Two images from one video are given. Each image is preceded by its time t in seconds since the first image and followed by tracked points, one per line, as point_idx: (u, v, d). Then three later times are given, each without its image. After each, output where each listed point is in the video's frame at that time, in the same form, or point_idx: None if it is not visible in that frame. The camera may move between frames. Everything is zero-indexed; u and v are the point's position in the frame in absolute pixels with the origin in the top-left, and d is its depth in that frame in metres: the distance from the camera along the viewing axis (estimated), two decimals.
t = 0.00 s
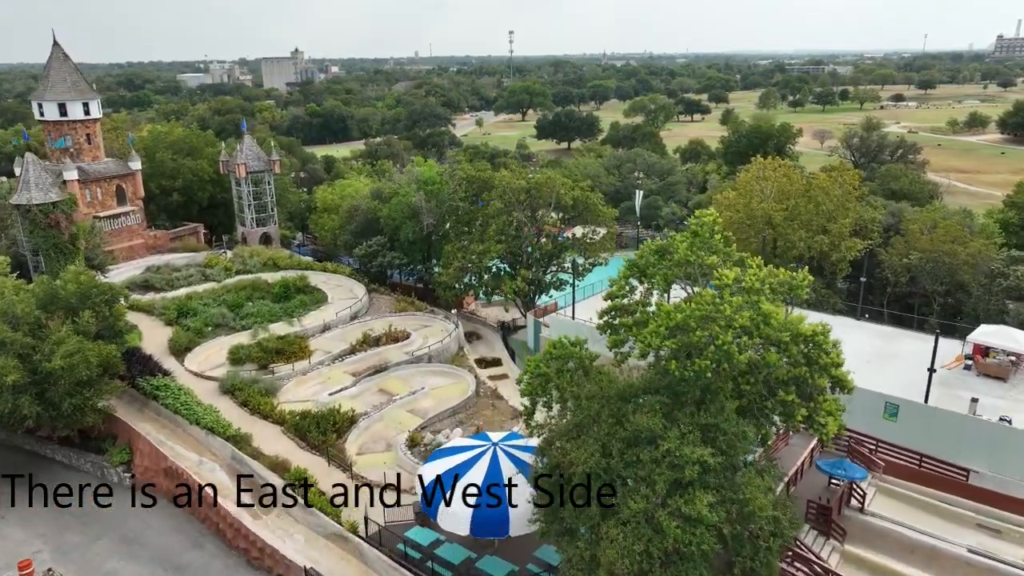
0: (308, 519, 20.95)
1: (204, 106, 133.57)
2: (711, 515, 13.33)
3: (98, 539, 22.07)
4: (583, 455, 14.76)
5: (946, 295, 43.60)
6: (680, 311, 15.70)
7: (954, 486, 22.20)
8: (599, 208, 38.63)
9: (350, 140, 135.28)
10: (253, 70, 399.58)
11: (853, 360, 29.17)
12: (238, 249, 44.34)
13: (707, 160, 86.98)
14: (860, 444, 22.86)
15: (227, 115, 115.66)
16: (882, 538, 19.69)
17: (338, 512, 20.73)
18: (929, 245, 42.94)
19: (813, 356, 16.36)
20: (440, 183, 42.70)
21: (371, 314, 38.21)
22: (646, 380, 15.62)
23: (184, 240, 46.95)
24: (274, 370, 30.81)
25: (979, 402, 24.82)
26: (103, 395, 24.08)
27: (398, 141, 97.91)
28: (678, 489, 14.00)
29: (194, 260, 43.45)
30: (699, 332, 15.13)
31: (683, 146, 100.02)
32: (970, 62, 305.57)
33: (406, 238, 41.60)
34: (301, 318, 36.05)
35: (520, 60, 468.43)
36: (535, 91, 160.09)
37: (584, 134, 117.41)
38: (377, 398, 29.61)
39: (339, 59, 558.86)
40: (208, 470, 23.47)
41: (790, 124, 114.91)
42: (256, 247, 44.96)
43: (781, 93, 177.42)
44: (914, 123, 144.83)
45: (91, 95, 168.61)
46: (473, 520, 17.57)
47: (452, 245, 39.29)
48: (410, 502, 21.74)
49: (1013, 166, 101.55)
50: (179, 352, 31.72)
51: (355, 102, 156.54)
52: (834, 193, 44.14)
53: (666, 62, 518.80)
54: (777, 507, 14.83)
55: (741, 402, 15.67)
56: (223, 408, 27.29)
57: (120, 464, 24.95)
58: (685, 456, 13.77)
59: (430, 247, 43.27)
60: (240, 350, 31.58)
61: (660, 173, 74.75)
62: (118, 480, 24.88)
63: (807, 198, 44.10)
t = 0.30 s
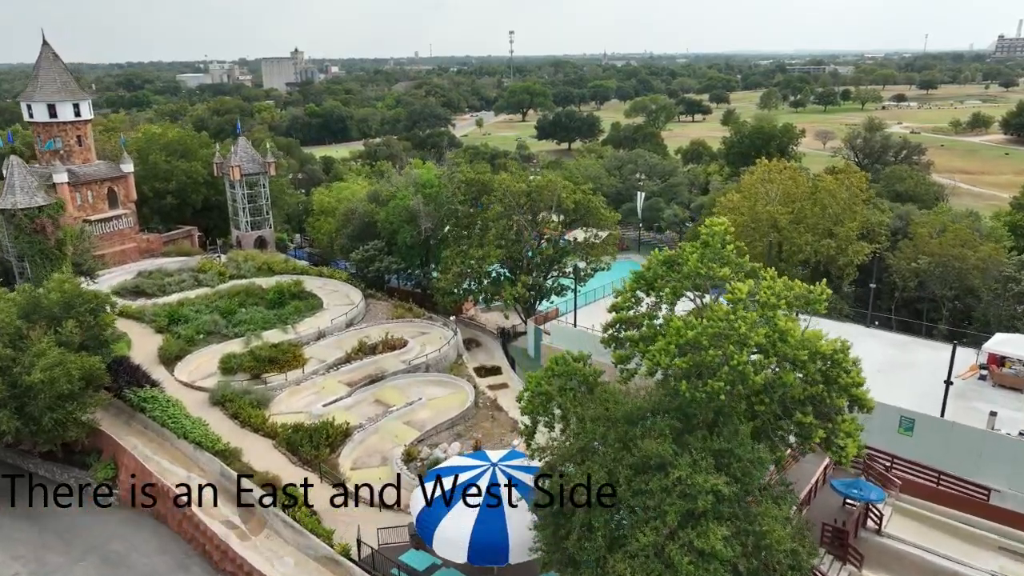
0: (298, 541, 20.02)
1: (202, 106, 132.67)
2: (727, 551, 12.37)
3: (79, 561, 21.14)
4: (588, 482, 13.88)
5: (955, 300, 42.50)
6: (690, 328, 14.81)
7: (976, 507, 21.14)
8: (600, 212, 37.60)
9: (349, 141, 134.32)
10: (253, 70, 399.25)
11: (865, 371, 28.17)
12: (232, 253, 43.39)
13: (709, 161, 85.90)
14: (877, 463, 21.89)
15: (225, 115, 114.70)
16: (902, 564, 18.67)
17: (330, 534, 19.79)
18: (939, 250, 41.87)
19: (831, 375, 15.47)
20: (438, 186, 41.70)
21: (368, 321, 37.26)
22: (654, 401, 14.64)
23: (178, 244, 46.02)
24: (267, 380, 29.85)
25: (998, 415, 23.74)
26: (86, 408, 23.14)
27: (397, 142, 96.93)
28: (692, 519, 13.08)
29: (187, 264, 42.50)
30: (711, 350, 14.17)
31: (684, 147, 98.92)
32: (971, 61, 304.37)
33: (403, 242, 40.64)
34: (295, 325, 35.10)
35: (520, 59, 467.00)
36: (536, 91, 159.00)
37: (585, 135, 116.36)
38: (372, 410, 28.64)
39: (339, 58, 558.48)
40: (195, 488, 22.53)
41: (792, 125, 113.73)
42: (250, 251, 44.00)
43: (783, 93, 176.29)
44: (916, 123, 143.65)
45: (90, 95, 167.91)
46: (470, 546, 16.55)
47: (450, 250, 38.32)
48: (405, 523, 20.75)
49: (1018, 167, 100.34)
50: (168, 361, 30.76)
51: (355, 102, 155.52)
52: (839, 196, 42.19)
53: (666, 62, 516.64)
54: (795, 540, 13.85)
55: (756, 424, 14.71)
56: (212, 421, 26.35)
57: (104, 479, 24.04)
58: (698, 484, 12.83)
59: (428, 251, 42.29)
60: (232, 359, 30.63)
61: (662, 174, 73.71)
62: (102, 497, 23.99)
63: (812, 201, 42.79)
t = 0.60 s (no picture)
0: (291, 563, 19.17)
1: (206, 106, 132.05)
2: None
3: None
4: (597, 515, 13.02)
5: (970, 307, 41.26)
6: (706, 346, 13.90)
7: (1004, 530, 19.77)
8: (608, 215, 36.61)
9: (353, 141, 133.54)
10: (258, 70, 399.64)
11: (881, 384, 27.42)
12: (230, 256, 42.57)
13: (716, 162, 84.80)
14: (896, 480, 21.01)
15: (229, 115, 114.05)
16: None
17: (324, 556, 18.92)
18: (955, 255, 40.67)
19: (856, 397, 14.53)
20: (441, 189, 40.79)
21: (368, 327, 36.36)
22: (666, 425, 13.67)
23: (177, 247, 45.27)
24: (264, 389, 29.00)
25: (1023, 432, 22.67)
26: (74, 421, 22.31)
27: (401, 142, 96.05)
28: (709, 554, 12.12)
29: (185, 267, 41.70)
30: (728, 372, 13.21)
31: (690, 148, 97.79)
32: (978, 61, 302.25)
33: (405, 246, 39.77)
34: (293, 331, 34.25)
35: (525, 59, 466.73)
36: (540, 91, 157.95)
37: (590, 135, 115.30)
38: (372, 421, 27.75)
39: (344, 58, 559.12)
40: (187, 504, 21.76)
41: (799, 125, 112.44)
42: (249, 254, 43.19)
43: (789, 93, 174.93)
44: (925, 124, 141.96)
45: (96, 95, 167.95)
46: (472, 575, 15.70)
47: (453, 254, 37.42)
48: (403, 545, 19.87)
49: None
50: (162, 369, 29.92)
51: (359, 102, 154.79)
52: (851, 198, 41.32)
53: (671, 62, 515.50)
54: None
55: (775, 450, 13.72)
56: (206, 433, 25.46)
57: (93, 494, 23.24)
58: (716, 518, 11.93)
59: (431, 255, 41.42)
60: (228, 367, 29.76)
61: (668, 176, 72.63)
62: (93, 511, 23.25)
63: (824, 204, 41.45)
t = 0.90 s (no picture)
0: None
1: (220, 106, 132.03)
2: None
3: None
4: (616, 549, 12.07)
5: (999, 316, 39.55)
6: (734, 369, 12.98)
7: None
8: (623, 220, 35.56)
9: (365, 140, 133.02)
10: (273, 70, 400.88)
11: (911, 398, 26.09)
12: (239, 259, 41.96)
13: (732, 164, 83.32)
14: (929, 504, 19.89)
15: (242, 114, 113.84)
16: None
17: None
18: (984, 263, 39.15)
19: (895, 423, 13.54)
20: (452, 191, 39.93)
21: (377, 333, 35.56)
22: (691, 453, 12.71)
23: (186, 248, 44.70)
24: (270, 397, 28.29)
25: None
26: (73, 432, 21.65)
27: (413, 142, 95.34)
28: None
29: (193, 270, 41.10)
30: (759, 397, 12.23)
31: (706, 149, 96.35)
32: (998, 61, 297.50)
33: (416, 250, 38.96)
34: (301, 336, 33.54)
35: (538, 59, 465.28)
36: (554, 91, 156.82)
37: (604, 135, 114.05)
38: (380, 431, 26.95)
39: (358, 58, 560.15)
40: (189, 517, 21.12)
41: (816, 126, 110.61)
42: (258, 257, 42.55)
43: (806, 94, 172.80)
44: (945, 125, 139.35)
45: (113, 95, 168.80)
46: None
47: (465, 258, 36.57)
48: (409, 566, 19.04)
49: None
50: (166, 375, 29.26)
51: (372, 102, 154.42)
52: (875, 202, 38.89)
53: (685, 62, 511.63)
54: None
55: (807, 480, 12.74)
56: (209, 443, 24.74)
57: (93, 507, 22.59)
58: (747, 559, 10.95)
59: (442, 259, 40.60)
60: (233, 374, 29.06)
61: (684, 177, 71.34)
62: (91, 524, 22.49)
63: (845, 208, 39.32)
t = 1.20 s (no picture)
0: None
1: (253, 105, 133.14)
2: None
3: None
4: None
5: None
6: (785, 397, 11.96)
7: None
8: (657, 225, 34.33)
9: (396, 140, 133.01)
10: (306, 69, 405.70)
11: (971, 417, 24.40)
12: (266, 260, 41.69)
13: (767, 166, 81.21)
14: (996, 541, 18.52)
15: (274, 113, 114.44)
16: None
17: None
18: None
19: (963, 461, 12.38)
20: (481, 194, 39.11)
21: (403, 338, 34.85)
22: (737, 489, 11.72)
23: (214, 249, 44.55)
24: (293, 404, 27.74)
25: None
26: (92, 437, 21.28)
27: (442, 142, 94.81)
28: None
29: (220, 270, 40.83)
30: (814, 430, 11.19)
31: (740, 151, 94.24)
32: None
33: (443, 254, 38.21)
34: (326, 340, 32.99)
35: (569, 59, 464.20)
36: (585, 91, 155.37)
37: (635, 136, 112.37)
38: (405, 442, 26.21)
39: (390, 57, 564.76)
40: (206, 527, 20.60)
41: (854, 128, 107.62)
42: (284, 258, 42.22)
43: (843, 95, 168.88)
44: (989, 128, 134.82)
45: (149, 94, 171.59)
46: None
47: (493, 263, 35.73)
48: None
49: None
50: (190, 378, 28.85)
51: (402, 101, 154.41)
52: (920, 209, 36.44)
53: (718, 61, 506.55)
54: None
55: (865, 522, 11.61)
56: (230, 451, 24.21)
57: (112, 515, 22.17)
58: None
59: (470, 263, 39.83)
60: (257, 379, 28.55)
61: (718, 180, 69.63)
62: (110, 532, 22.06)
63: (888, 214, 37.00)
